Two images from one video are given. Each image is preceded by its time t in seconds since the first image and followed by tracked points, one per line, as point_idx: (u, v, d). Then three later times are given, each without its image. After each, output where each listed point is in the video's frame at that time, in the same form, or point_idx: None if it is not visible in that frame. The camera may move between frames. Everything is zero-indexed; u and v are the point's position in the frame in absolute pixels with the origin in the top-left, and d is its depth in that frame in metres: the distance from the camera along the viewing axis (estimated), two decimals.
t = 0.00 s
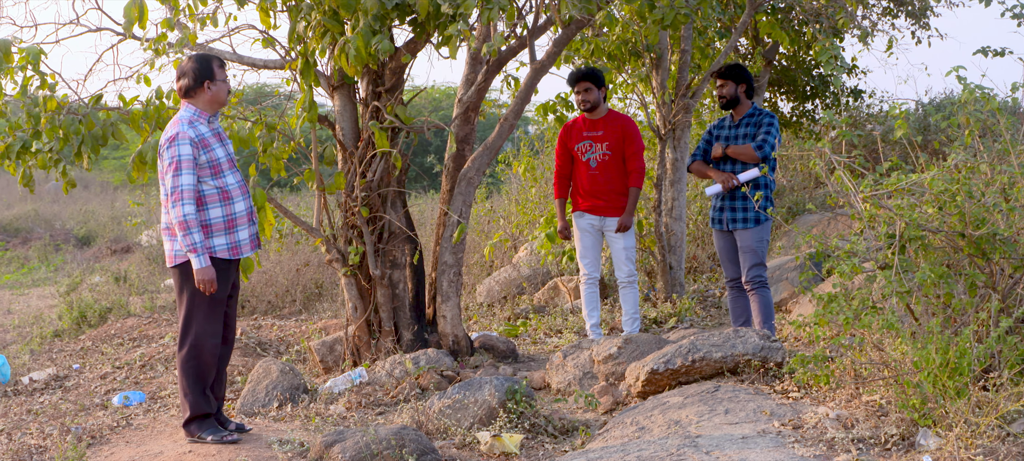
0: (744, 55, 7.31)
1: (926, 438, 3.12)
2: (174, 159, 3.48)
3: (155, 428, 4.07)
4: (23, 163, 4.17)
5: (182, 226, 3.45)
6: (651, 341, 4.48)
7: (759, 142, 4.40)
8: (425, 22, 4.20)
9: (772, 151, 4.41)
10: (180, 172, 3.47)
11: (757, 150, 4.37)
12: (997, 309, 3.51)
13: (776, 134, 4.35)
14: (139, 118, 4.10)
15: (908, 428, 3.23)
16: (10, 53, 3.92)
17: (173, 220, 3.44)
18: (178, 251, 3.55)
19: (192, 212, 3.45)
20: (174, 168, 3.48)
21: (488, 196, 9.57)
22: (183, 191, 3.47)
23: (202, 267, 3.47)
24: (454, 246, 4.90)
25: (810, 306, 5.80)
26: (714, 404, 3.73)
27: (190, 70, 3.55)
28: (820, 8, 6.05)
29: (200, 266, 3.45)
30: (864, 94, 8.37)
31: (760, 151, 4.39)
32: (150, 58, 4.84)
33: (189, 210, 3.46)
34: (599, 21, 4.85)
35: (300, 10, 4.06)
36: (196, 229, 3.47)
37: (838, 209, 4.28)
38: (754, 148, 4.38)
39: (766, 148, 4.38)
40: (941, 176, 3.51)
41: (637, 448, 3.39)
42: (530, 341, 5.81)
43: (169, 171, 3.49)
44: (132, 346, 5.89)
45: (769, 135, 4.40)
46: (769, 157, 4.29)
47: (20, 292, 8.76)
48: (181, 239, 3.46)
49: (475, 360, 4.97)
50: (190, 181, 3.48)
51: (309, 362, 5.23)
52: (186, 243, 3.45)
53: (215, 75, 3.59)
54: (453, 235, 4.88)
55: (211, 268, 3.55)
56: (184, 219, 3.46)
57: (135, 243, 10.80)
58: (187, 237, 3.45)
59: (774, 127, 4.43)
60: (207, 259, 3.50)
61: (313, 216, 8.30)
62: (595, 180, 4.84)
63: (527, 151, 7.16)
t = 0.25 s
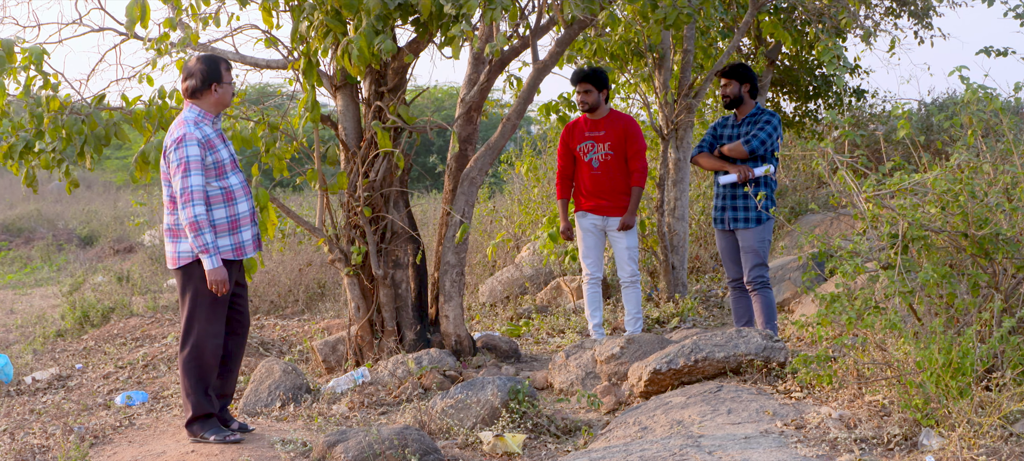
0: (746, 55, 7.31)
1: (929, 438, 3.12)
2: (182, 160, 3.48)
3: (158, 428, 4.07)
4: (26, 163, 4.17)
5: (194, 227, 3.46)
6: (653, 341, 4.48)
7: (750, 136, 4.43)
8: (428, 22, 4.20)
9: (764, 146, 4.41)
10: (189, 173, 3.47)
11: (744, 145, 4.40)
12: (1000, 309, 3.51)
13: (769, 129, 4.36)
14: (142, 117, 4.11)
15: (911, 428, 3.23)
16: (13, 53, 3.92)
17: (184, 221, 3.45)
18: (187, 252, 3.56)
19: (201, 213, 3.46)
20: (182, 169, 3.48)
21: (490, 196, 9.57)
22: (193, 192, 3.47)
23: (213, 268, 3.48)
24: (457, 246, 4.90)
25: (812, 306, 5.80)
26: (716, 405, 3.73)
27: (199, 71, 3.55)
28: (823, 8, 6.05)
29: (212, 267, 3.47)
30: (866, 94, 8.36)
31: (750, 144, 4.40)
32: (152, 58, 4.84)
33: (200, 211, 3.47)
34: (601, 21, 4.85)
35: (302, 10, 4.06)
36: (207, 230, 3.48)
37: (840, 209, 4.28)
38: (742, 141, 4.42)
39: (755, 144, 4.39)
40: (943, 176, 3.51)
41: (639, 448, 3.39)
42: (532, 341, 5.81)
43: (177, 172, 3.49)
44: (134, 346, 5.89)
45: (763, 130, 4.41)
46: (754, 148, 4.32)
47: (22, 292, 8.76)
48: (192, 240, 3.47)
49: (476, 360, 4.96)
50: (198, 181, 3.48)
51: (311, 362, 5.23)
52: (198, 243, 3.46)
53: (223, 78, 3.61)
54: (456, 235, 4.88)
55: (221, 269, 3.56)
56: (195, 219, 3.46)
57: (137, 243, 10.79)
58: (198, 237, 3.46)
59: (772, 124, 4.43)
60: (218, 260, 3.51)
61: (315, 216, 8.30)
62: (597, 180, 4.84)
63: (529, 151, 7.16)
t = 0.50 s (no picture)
0: (748, 55, 7.30)
1: (931, 439, 3.12)
2: (183, 162, 3.48)
3: (159, 428, 4.08)
4: (28, 163, 4.17)
5: (193, 229, 3.47)
6: (655, 341, 4.48)
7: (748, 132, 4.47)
8: (430, 22, 4.20)
9: (760, 141, 4.43)
10: (191, 174, 3.47)
11: (739, 139, 4.44)
12: (1002, 310, 3.51)
13: (766, 124, 4.39)
14: (144, 117, 4.11)
15: (912, 428, 3.23)
16: (15, 53, 3.92)
17: (184, 223, 3.45)
18: (187, 253, 3.56)
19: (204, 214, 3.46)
20: (183, 171, 3.48)
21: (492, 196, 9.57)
22: (194, 194, 3.47)
23: (209, 272, 3.48)
24: (459, 246, 4.90)
25: (814, 306, 5.80)
26: (718, 405, 3.73)
27: (200, 71, 3.55)
28: (825, 8, 6.05)
29: (209, 269, 3.47)
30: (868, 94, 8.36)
31: (745, 138, 4.45)
32: (154, 58, 4.84)
33: (199, 213, 3.47)
34: (604, 20, 4.84)
35: (305, 10, 4.06)
36: (207, 232, 3.49)
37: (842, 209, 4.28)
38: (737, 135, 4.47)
39: (750, 138, 4.43)
40: (945, 176, 3.51)
41: (641, 448, 3.39)
42: (534, 341, 5.81)
43: (178, 174, 3.49)
44: (136, 346, 5.90)
45: (761, 126, 4.44)
46: (747, 140, 4.37)
47: (24, 291, 8.76)
48: (191, 242, 3.48)
49: (478, 360, 4.96)
50: (200, 183, 3.48)
51: (313, 362, 5.24)
52: (196, 246, 3.46)
53: (224, 79, 3.61)
54: (458, 235, 4.88)
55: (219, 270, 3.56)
56: (195, 221, 3.46)
57: (139, 242, 10.80)
58: (200, 238, 3.46)
59: (772, 122, 4.44)
60: (216, 262, 3.51)
61: (317, 216, 8.30)
62: (599, 181, 4.84)
63: (530, 151, 7.16)
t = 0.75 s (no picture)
0: (750, 54, 7.30)
1: (932, 438, 3.12)
2: (181, 158, 3.48)
3: (161, 427, 4.08)
4: (29, 162, 4.18)
5: (190, 225, 3.46)
6: (657, 341, 4.48)
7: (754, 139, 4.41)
8: (431, 22, 4.20)
9: (767, 149, 4.38)
10: (189, 171, 3.47)
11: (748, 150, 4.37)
12: (1004, 309, 3.50)
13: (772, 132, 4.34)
14: (145, 117, 4.11)
15: (914, 428, 3.23)
16: (17, 53, 3.92)
17: (181, 219, 3.44)
18: (188, 251, 3.56)
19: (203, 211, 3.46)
20: (181, 168, 3.49)
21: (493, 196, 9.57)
22: (192, 190, 3.47)
23: (207, 267, 3.47)
24: (460, 246, 4.90)
25: (816, 306, 5.79)
26: (720, 404, 3.73)
27: (200, 69, 3.55)
28: (826, 8, 6.04)
29: (206, 265, 3.46)
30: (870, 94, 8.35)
31: (753, 146, 4.39)
32: (156, 58, 4.84)
33: (196, 209, 3.46)
34: (605, 20, 4.84)
35: (306, 10, 4.06)
36: (204, 227, 3.48)
37: (844, 209, 4.27)
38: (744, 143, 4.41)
39: (758, 148, 4.37)
40: (947, 176, 3.51)
41: (643, 448, 3.39)
42: (536, 341, 5.81)
43: (177, 170, 3.50)
44: (137, 346, 5.90)
45: (766, 132, 4.40)
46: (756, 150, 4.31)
47: (25, 291, 8.76)
48: (189, 238, 3.47)
49: (480, 360, 4.95)
50: (199, 179, 3.48)
51: (315, 361, 5.24)
52: (194, 241, 3.45)
53: (224, 77, 3.61)
54: (459, 234, 4.88)
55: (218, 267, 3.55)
56: (192, 217, 3.46)
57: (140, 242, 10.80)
58: (198, 235, 3.46)
59: (777, 125, 4.41)
60: (213, 258, 3.49)
61: (318, 216, 8.30)
62: (600, 181, 4.84)
63: (532, 151, 7.16)
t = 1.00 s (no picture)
0: (751, 55, 7.30)
1: (934, 439, 3.12)
2: (181, 155, 3.49)
3: (162, 427, 4.08)
4: (31, 163, 4.18)
5: (190, 221, 3.46)
6: (658, 341, 4.48)
7: (762, 145, 4.39)
8: (433, 22, 4.19)
9: (775, 156, 4.38)
10: (189, 167, 3.48)
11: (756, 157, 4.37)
12: (1005, 310, 3.50)
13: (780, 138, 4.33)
14: (146, 117, 4.11)
15: (915, 428, 3.23)
16: (18, 53, 3.92)
17: (181, 215, 3.45)
18: (188, 248, 3.57)
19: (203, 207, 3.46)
20: (182, 164, 3.49)
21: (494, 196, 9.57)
22: (192, 186, 3.47)
23: (207, 263, 3.46)
24: (461, 246, 4.89)
25: (817, 306, 5.79)
26: (721, 405, 3.73)
27: (203, 67, 3.57)
28: (828, 8, 6.04)
29: (205, 261, 3.45)
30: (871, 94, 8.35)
31: (761, 153, 4.38)
32: (157, 58, 4.84)
33: (196, 205, 3.46)
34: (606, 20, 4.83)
35: (307, 10, 4.06)
36: (204, 224, 3.48)
37: (846, 210, 4.27)
38: (752, 149, 4.39)
39: (766, 155, 4.37)
40: (948, 176, 3.50)
41: (644, 448, 3.39)
42: (537, 341, 5.81)
43: (178, 167, 3.51)
44: (139, 346, 5.90)
45: (774, 138, 4.38)
46: (765, 158, 4.30)
47: (26, 291, 8.76)
48: (189, 234, 3.47)
49: (481, 360, 4.95)
50: (199, 175, 3.49)
51: (316, 361, 5.24)
52: (193, 237, 3.45)
53: (227, 75, 3.61)
54: (461, 235, 4.88)
55: (218, 264, 3.55)
56: (192, 213, 3.46)
57: (142, 242, 10.79)
58: (198, 231, 3.46)
59: (784, 130, 4.41)
60: (213, 254, 3.49)
61: (320, 216, 8.30)
62: (601, 181, 4.84)
63: (533, 151, 7.16)
